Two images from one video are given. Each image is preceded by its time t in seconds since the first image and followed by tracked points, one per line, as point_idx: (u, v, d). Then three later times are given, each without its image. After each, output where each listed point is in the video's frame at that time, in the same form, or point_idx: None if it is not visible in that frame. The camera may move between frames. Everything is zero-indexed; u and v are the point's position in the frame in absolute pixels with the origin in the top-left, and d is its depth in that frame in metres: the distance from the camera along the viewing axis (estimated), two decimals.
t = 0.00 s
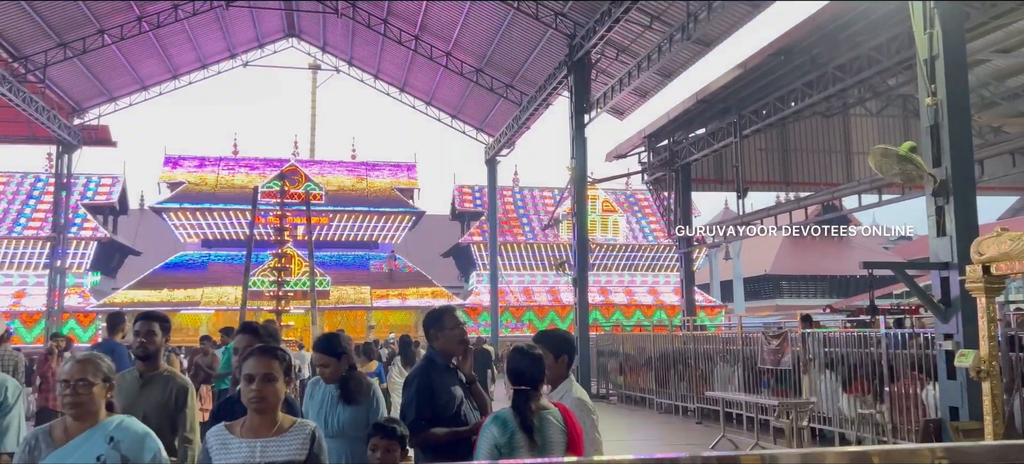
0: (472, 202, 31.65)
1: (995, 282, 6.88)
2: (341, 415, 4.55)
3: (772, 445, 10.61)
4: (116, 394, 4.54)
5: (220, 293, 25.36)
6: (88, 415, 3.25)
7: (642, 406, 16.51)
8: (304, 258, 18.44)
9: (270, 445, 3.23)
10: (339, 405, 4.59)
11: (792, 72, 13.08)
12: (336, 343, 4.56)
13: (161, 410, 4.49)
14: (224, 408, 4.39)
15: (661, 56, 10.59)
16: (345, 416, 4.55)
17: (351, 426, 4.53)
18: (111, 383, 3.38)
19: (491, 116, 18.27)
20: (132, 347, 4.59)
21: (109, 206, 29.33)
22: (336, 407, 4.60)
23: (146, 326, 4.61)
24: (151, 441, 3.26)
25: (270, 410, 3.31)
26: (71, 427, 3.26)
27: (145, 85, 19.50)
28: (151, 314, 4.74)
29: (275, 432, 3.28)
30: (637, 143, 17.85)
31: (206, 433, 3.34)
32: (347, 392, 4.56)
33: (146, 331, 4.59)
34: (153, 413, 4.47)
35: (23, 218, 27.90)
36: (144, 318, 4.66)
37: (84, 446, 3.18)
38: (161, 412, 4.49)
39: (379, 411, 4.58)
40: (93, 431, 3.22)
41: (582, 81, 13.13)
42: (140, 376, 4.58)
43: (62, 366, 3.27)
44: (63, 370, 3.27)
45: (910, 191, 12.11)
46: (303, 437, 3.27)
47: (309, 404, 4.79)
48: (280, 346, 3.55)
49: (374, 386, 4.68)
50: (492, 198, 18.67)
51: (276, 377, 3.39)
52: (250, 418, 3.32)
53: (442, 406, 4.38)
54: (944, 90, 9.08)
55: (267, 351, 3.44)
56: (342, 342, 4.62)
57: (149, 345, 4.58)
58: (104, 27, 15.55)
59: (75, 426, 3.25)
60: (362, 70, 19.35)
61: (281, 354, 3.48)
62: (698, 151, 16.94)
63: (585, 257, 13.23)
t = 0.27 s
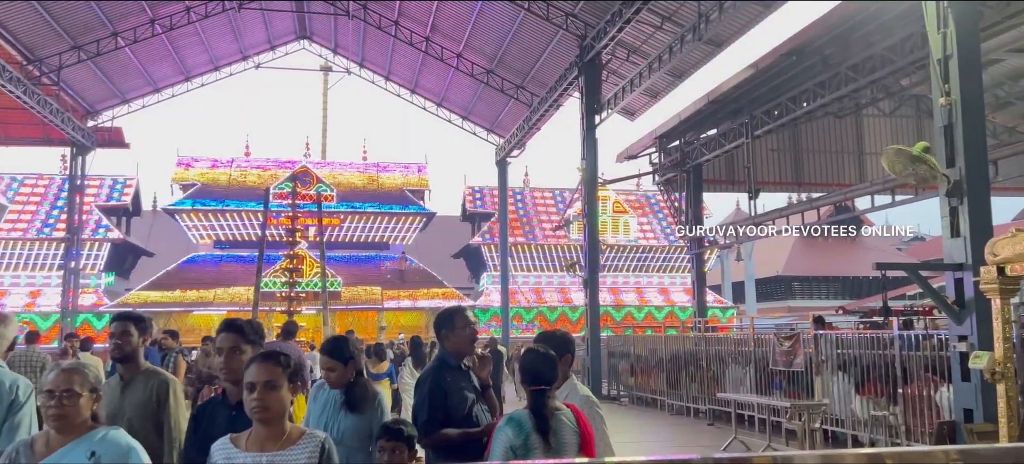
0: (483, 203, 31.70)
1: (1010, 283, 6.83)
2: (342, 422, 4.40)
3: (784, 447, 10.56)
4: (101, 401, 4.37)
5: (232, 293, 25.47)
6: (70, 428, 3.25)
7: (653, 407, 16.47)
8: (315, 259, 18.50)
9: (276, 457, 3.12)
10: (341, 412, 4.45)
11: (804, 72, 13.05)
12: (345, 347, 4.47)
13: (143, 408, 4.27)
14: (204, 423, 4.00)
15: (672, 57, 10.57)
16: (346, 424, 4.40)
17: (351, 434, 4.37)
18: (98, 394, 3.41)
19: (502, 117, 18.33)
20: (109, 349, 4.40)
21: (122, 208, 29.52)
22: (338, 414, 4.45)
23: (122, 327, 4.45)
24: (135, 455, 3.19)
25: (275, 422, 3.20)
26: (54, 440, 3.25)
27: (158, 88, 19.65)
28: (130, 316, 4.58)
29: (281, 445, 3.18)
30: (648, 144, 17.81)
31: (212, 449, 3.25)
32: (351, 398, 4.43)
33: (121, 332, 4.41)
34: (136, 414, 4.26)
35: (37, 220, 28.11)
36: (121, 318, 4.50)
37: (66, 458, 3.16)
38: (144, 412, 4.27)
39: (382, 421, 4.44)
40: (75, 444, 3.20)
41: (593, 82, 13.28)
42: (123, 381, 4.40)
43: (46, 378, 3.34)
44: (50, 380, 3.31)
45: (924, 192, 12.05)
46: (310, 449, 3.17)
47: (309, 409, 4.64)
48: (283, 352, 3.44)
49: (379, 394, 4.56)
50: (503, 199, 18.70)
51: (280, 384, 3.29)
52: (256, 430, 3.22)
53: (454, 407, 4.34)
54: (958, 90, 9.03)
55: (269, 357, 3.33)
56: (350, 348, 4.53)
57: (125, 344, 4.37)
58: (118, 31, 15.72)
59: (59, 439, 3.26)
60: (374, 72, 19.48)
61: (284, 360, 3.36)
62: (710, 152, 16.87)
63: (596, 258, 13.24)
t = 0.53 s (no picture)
0: (493, 204, 31.74)
1: None
2: (343, 423, 4.30)
3: (796, 448, 10.50)
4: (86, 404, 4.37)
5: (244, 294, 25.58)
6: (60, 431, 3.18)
7: (664, 408, 16.44)
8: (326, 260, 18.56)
9: (270, 459, 2.97)
10: (343, 413, 4.35)
11: (816, 72, 13.00)
12: (346, 345, 4.39)
13: (121, 410, 4.24)
14: (195, 430, 3.73)
15: (683, 58, 10.53)
16: (347, 425, 4.29)
17: (352, 435, 4.26)
18: (91, 396, 3.36)
19: (513, 117, 18.39)
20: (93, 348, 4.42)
21: (135, 209, 29.72)
22: (340, 414, 4.35)
23: (106, 325, 4.46)
24: None
25: (266, 420, 3.06)
26: (43, 442, 3.19)
27: (171, 89, 19.82)
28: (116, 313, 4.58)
29: (277, 446, 3.03)
30: (659, 144, 17.76)
31: (202, 451, 3.09)
32: (352, 398, 4.33)
33: (105, 330, 4.43)
34: (114, 417, 4.23)
35: (50, 221, 28.33)
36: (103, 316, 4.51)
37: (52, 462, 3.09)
38: (122, 415, 4.23)
39: (384, 421, 4.32)
40: (63, 447, 3.13)
41: (603, 83, 13.52)
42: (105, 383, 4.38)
43: (40, 375, 3.26)
44: (45, 379, 3.24)
45: (937, 192, 11.97)
46: (309, 450, 3.03)
47: (312, 411, 4.55)
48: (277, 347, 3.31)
49: (383, 394, 4.44)
50: (513, 199, 18.73)
51: (273, 381, 3.15)
52: (249, 427, 3.08)
53: (466, 407, 4.34)
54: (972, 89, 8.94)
55: (262, 353, 3.21)
56: (352, 346, 4.45)
57: (109, 345, 4.39)
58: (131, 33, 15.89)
59: (48, 441, 3.19)
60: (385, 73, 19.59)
61: (279, 356, 3.23)
62: (721, 152, 16.80)
63: (607, 258, 13.23)
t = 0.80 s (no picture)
0: (504, 204, 31.76)
1: None
2: (335, 433, 3.91)
3: (809, 450, 10.45)
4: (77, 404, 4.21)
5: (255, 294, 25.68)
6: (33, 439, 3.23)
7: (676, 409, 16.40)
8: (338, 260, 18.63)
9: None
10: (334, 421, 3.96)
11: (828, 72, 12.94)
12: (330, 351, 3.97)
13: (106, 416, 4.07)
14: (189, 419, 3.74)
15: (694, 57, 10.51)
16: (339, 435, 3.90)
17: (344, 446, 3.87)
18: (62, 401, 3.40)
19: (523, 119, 18.37)
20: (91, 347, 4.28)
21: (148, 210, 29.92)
22: (330, 425, 3.97)
23: (112, 325, 4.36)
24: None
25: (252, 434, 2.97)
26: (17, 452, 3.23)
27: (183, 91, 19.88)
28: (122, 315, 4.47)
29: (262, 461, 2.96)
30: (671, 144, 17.72)
31: (187, 462, 3.04)
32: (341, 407, 3.92)
33: (108, 330, 4.31)
34: (100, 419, 4.07)
35: (64, 221, 28.57)
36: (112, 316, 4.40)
37: None
38: (108, 418, 4.07)
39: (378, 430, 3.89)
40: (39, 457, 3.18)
41: (614, 82, 13.30)
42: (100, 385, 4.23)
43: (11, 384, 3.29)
44: (16, 389, 3.27)
45: (952, 192, 11.89)
46: None
47: (303, 420, 4.17)
48: (273, 356, 3.19)
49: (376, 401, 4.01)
50: (524, 199, 18.68)
51: (262, 391, 3.04)
52: (236, 440, 3.00)
53: (476, 408, 4.25)
54: (987, 88, 8.82)
55: (254, 362, 3.09)
56: (339, 351, 4.02)
57: (108, 345, 4.25)
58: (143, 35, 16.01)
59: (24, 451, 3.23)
60: (396, 73, 19.63)
61: (272, 366, 3.13)
62: (734, 152, 16.73)
63: (618, 259, 13.22)
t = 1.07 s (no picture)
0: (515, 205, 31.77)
1: None
2: (319, 433, 3.81)
3: (822, 452, 10.38)
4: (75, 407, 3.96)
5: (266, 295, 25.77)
6: None
7: (688, 411, 16.36)
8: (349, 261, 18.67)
9: None
10: (317, 421, 3.85)
11: (840, 71, 12.89)
12: (310, 349, 3.82)
13: (97, 421, 3.79)
14: (159, 433, 3.48)
15: (706, 58, 10.47)
16: (324, 435, 3.80)
17: (329, 446, 3.77)
18: None
19: (534, 120, 18.38)
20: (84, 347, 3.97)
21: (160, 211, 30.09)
22: (314, 424, 3.85)
23: (103, 324, 4.03)
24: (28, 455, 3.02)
25: (241, 439, 2.68)
26: None
27: (195, 92, 20.01)
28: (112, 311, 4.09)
29: None
30: (682, 144, 17.67)
31: None
32: (324, 405, 3.79)
33: (98, 330, 3.99)
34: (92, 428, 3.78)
35: (78, 223, 28.77)
36: (102, 313, 4.05)
37: None
38: (99, 426, 3.79)
39: (365, 428, 3.80)
40: None
41: (624, 82, 12.97)
42: (94, 387, 3.95)
43: None
44: None
45: (966, 192, 11.80)
46: None
47: (282, 421, 4.03)
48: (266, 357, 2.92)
49: (360, 398, 3.90)
50: (534, 200, 18.68)
51: (252, 393, 2.76)
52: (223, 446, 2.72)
53: (486, 408, 4.22)
54: (1002, 87, 8.69)
55: (245, 362, 2.82)
56: (318, 348, 3.88)
57: (99, 346, 3.93)
58: (156, 38, 16.18)
59: None
60: (407, 75, 19.70)
61: (264, 365, 2.86)
62: (745, 152, 16.63)
63: (630, 259, 13.19)
